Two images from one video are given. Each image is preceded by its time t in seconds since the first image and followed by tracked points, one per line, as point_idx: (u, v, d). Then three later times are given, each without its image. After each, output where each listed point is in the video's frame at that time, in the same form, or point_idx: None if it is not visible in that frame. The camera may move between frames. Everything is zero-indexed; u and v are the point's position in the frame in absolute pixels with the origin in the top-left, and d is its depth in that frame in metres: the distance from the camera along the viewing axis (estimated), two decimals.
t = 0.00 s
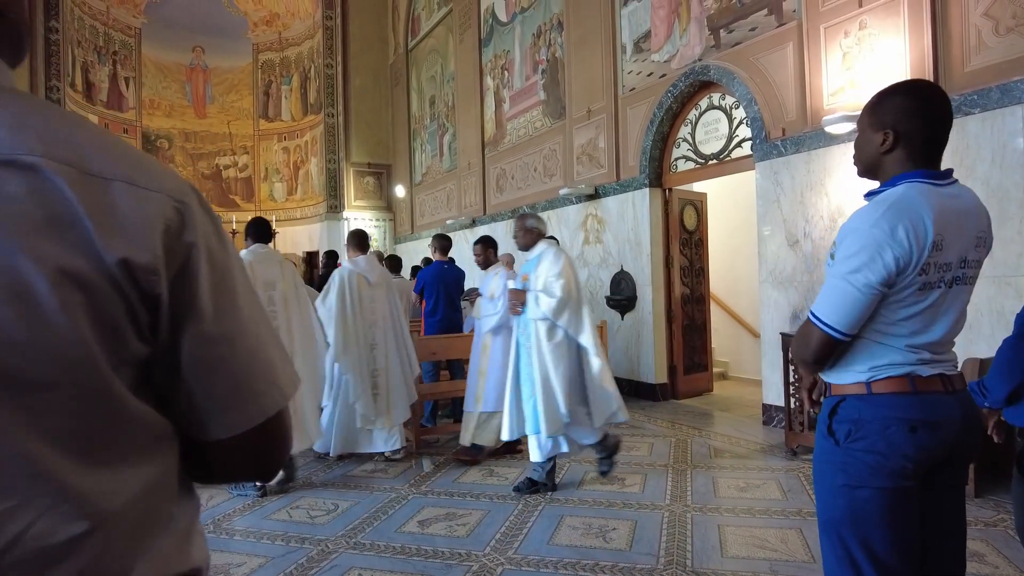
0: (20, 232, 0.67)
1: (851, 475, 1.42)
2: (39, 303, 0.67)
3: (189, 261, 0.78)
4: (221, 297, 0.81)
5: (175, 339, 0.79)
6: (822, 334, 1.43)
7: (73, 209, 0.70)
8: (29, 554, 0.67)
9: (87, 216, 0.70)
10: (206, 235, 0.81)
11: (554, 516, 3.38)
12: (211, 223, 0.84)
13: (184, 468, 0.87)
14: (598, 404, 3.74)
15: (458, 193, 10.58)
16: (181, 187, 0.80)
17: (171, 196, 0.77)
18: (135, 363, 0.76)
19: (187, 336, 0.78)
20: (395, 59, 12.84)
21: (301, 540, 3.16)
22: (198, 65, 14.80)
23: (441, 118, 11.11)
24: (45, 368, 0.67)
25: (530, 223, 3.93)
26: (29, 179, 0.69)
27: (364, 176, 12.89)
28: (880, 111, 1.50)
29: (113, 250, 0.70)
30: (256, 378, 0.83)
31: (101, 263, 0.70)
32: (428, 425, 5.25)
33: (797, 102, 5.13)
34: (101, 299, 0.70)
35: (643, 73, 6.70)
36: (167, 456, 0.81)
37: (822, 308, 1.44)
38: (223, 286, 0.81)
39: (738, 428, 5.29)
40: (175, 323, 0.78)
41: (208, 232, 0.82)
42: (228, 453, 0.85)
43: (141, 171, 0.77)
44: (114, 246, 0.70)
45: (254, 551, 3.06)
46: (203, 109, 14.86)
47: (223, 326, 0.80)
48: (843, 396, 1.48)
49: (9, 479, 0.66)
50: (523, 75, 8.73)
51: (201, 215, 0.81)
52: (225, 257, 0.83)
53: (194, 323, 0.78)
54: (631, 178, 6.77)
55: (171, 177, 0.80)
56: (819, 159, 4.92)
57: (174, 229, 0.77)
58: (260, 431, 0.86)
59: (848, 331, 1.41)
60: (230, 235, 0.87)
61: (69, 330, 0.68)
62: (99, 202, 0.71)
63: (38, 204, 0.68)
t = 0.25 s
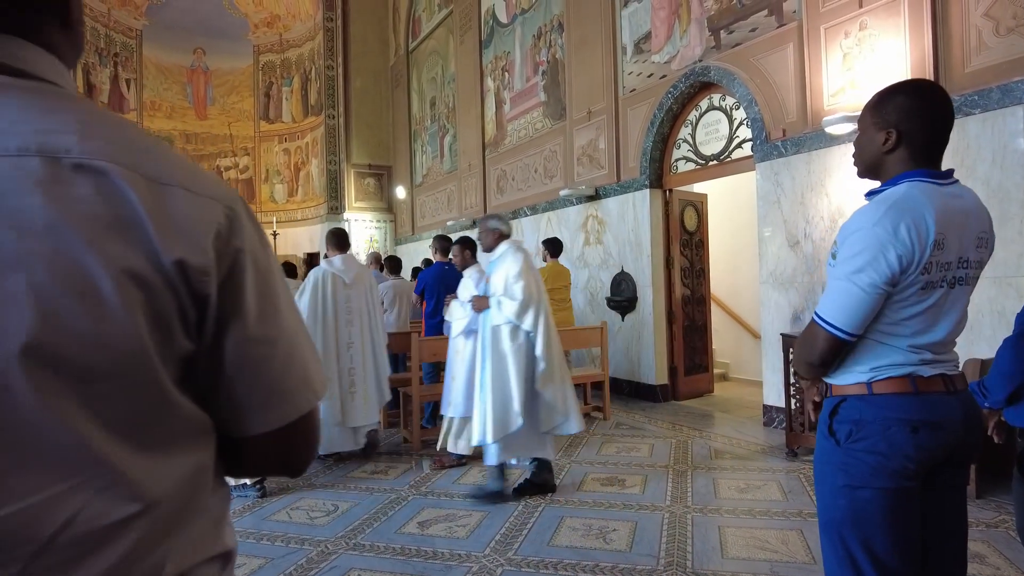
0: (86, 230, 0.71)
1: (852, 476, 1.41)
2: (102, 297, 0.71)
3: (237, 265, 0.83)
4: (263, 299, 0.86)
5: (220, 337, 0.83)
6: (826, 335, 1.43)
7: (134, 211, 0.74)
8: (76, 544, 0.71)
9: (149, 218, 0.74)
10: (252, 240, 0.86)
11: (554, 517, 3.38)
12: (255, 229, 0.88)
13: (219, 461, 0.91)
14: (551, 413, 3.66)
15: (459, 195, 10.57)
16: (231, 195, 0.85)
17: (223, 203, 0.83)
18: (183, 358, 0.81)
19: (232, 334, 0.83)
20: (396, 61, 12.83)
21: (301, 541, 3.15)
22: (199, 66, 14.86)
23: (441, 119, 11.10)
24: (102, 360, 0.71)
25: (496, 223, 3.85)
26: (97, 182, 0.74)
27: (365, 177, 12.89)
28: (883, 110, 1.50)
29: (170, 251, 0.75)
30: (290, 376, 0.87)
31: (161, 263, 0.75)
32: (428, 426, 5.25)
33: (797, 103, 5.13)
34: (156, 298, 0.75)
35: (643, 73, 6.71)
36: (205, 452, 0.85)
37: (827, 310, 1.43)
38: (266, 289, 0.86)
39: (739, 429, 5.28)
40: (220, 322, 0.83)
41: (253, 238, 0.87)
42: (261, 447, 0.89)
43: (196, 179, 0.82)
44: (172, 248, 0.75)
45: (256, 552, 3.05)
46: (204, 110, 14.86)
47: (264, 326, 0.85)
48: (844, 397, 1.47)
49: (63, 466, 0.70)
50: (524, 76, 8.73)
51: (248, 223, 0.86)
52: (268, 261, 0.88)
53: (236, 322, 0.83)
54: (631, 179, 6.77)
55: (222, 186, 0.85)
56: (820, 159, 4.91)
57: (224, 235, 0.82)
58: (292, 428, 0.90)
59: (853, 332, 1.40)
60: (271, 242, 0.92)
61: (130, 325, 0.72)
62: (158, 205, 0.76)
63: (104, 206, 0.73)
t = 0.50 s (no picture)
0: (131, 228, 0.72)
1: (852, 477, 1.41)
2: (143, 292, 0.72)
3: (276, 266, 0.83)
4: (299, 300, 0.86)
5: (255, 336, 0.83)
6: (816, 329, 1.43)
7: (179, 210, 0.75)
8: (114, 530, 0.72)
9: (192, 218, 0.75)
10: (290, 243, 0.87)
11: (553, 518, 3.36)
12: (294, 234, 0.89)
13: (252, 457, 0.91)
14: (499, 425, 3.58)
15: (459, 196, 10.57)
16: (271, 199, 0.85)
17: (262, 206, 0.82)
18: (220, 354, 0.81)
19: (267, 333, 0.83)
20: (396, 62, 12.83)
21: (301, 542, 3.15)
22: (199, 68, 14.94)
23: (442, 120, 11.11)
24: (142, 352, 0.72)
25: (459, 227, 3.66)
26: (145, 184, 0.75)
27: (365, 178, 12.89)
28: (883, 109, 1.50)
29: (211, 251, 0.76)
30: (319, 377, 0.87)
31: (202, 260, 0.75)
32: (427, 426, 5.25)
33: (797, 103, 5.13)
34: (195, 294, 0.76)
35: (643, 74, 6.71)
36: (238, 444, 0.85)
37: (815, 305, 1.44)
38: (301, 290, 0.87)
39: (739, 429, 5.28)
40: (256, 321, 0.83)
41: (292, 240, 0.87)
42: (290, 444, 0.89)
43: (240, 183, 0.82)
44: (213, 247, 0.76)
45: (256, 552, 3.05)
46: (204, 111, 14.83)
47: (297, 325, 0.85)
48: (844, 396, 1.47)
49: (107, 451, 0.72)
50: (524, 77, 8.72)
51: (286, 226, 0.86)
52: (305, 265, 0.88)
53: (270, 322, 0.83)
54: (631, 179, 6.76)
55: (264, 191, 0.85)
56: (821, 160, 4.90)
57: (264, 236, 0.82)
58: (325, 422, 0.91)
59: (840, 326, 1.41)
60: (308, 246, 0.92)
61: (169, 318, 0.73)
62: (201, 207, 0.77)
63: (154, 209, 0.74)
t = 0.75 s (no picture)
0: (183, 228, 0.74)
1: (851, 478, 1.41)
2: (193, 289, 0.73)
3: (315, 270, 0.84)
4: (336, 303, 0.87)
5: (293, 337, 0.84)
6: (823, 335, 1.43)
7: (227, 213, 0.77)
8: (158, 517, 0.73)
9: (239, 220, 0.77)
10: (328, 250, 0.88)
11: (553, 519, 3.37)
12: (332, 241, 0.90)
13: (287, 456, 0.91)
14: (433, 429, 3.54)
15: (459, 197, 10.56)
16: (310, 206, 0.87)
17: (302, 213, 0.84)
18: (261, 353, 0.82)
19: (303, 334, 0.84)
20: (397, 63, 12.85)
21: (301, 543, 3.16)
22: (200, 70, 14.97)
23: (442, 121, 11.12)
24: (190, 347, 0.73)
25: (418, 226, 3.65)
26: (195, 187, 0.77)
27: (365, 179, 12.90)
28: (877, 110, 1.50)
29: (255, 253, 0.77)
30: (351, 378, 0.88)
31: (247, 260, 0.77)
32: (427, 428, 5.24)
33: (797, 105, 5.14)
34: (241, 294, 0.77)
35: (643, 76, 6.72)
36: (273, 439, 0.85)
37: (822, 311, 1.43)
38: (337, 294, 0.88)
39: (739, 431, 5.27)
40: (295, 322, 0.84)
41: (330, 248, 0.89)
42: (323, 443, 0.89)
43: (282, 190, 0.84)
44: (257, 249, 0.77)
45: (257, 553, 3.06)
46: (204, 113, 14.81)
47: (335, 328, 0.86)
48: (842, 397, 1.47)
49: (155, 443, 0.73)
50: (525, 78, 8.72)
51: (325, 233, 0.88)
52: (342, 272, 0.89)
53: (309, 323, 0.83)
54: (631, 181, 6.77)
55: (304, 199, 0.87)
56: (821, 161, 4.90)
57: (305, 241, 0.84)
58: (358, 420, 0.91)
59: (849, 331, 1.40)
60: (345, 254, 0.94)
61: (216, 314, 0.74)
62: (247, 210, 0.79)
63: (205, 211, 0.76)
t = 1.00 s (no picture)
0: (259, 230, 0.71)
1: (858, 477, 1.43)
2: (269, 290, 0.71)
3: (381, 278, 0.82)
4: (399, 312, 0.84)
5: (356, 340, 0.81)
6: (832, 336, 1.43)
7: (299, 216, 0.75)
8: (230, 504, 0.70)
9: (311, 223, 0.75)
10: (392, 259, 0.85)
11: (559, 519, 3.37)
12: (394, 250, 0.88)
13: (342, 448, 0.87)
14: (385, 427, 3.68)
15: (461, 198, 10.59)
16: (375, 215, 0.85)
17: (368, 221, 0.82)
18: (326, 356, 0.80)
19: (365, 337, 0.80)
20: (399, 65, 12.90)
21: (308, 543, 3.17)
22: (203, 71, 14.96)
23: (444, 123, 11.16)
24: (265, 343, 0.71)
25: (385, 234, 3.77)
26: (268, 192, 0.75)
27: (368, 181, 12.94)
28: (882, 114, 1.52)
29: (326, 257, 0.75)
30: (410, 379, 0.85)
31: (319, 264, 0.75)
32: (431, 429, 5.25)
33: (800, 106, 5.15)
34: (313, 296, 0.75)
35: (645, 77, 6.74)
36: (329, 433, 0.81)
37: (830, 312, 1.44)
38: (400, 302, 0.85)
39: (742, 432, 5.28)
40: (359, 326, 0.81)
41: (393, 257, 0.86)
42: (377, 442, 0.86)
43: (350, 198, 0.82)
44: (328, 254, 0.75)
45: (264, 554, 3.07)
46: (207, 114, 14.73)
47: (398, 334, 0.83)
48: (849, 396, 1.49)
49: (231, 437, 0.70)
50: (527, 80, 8.75)
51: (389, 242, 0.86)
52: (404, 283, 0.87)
53: (374, 324, 0.80)
54: (634, 182, 6.78)
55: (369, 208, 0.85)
56: (824, 163, 4.92)
57: (371, 249, 0.81)
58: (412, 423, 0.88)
59: (857, 331, 1.42)
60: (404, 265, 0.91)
61: (289, 315, 0.72)
62: (318, 215, 0.77)
63: (280, 215, 0.74)
